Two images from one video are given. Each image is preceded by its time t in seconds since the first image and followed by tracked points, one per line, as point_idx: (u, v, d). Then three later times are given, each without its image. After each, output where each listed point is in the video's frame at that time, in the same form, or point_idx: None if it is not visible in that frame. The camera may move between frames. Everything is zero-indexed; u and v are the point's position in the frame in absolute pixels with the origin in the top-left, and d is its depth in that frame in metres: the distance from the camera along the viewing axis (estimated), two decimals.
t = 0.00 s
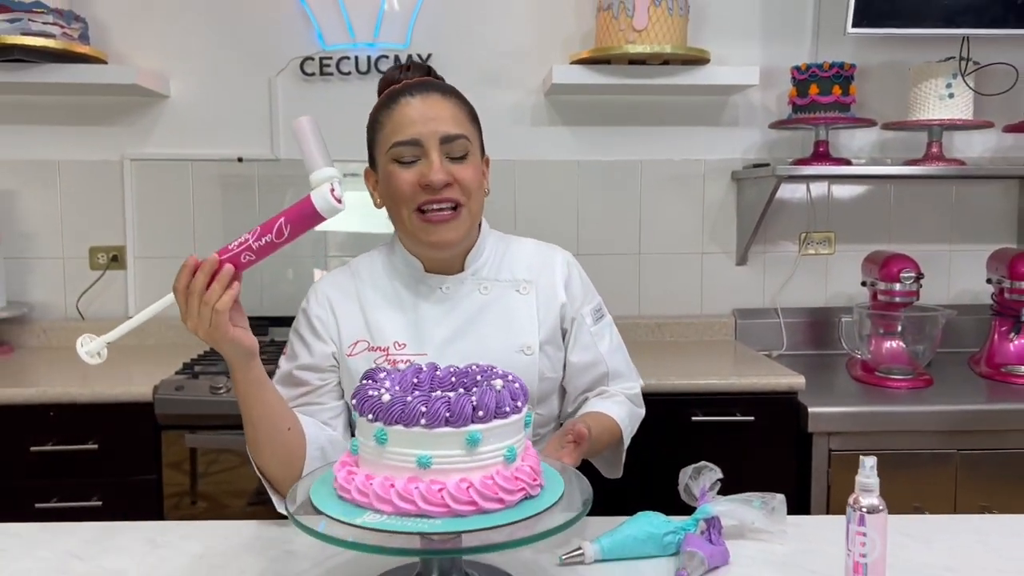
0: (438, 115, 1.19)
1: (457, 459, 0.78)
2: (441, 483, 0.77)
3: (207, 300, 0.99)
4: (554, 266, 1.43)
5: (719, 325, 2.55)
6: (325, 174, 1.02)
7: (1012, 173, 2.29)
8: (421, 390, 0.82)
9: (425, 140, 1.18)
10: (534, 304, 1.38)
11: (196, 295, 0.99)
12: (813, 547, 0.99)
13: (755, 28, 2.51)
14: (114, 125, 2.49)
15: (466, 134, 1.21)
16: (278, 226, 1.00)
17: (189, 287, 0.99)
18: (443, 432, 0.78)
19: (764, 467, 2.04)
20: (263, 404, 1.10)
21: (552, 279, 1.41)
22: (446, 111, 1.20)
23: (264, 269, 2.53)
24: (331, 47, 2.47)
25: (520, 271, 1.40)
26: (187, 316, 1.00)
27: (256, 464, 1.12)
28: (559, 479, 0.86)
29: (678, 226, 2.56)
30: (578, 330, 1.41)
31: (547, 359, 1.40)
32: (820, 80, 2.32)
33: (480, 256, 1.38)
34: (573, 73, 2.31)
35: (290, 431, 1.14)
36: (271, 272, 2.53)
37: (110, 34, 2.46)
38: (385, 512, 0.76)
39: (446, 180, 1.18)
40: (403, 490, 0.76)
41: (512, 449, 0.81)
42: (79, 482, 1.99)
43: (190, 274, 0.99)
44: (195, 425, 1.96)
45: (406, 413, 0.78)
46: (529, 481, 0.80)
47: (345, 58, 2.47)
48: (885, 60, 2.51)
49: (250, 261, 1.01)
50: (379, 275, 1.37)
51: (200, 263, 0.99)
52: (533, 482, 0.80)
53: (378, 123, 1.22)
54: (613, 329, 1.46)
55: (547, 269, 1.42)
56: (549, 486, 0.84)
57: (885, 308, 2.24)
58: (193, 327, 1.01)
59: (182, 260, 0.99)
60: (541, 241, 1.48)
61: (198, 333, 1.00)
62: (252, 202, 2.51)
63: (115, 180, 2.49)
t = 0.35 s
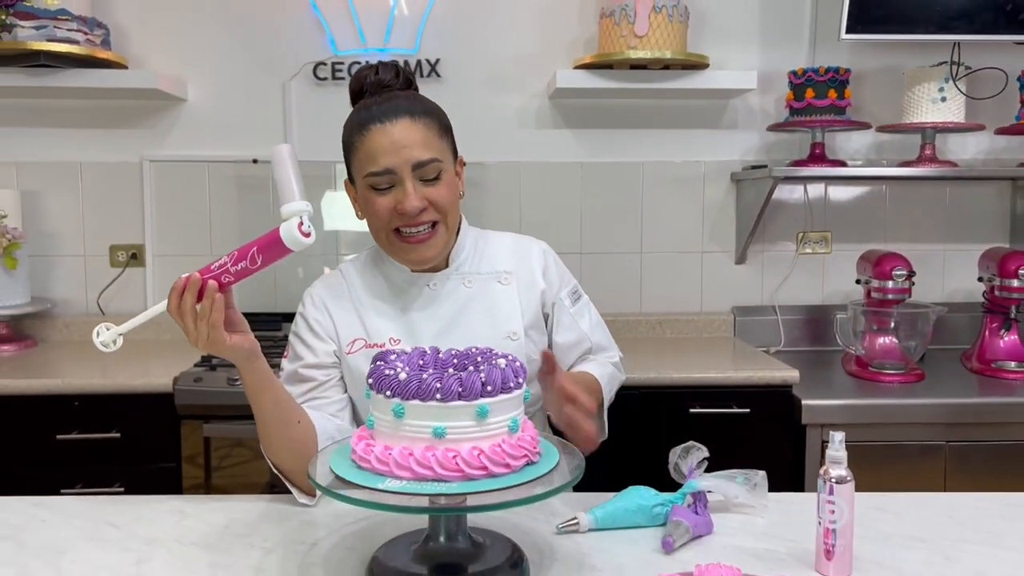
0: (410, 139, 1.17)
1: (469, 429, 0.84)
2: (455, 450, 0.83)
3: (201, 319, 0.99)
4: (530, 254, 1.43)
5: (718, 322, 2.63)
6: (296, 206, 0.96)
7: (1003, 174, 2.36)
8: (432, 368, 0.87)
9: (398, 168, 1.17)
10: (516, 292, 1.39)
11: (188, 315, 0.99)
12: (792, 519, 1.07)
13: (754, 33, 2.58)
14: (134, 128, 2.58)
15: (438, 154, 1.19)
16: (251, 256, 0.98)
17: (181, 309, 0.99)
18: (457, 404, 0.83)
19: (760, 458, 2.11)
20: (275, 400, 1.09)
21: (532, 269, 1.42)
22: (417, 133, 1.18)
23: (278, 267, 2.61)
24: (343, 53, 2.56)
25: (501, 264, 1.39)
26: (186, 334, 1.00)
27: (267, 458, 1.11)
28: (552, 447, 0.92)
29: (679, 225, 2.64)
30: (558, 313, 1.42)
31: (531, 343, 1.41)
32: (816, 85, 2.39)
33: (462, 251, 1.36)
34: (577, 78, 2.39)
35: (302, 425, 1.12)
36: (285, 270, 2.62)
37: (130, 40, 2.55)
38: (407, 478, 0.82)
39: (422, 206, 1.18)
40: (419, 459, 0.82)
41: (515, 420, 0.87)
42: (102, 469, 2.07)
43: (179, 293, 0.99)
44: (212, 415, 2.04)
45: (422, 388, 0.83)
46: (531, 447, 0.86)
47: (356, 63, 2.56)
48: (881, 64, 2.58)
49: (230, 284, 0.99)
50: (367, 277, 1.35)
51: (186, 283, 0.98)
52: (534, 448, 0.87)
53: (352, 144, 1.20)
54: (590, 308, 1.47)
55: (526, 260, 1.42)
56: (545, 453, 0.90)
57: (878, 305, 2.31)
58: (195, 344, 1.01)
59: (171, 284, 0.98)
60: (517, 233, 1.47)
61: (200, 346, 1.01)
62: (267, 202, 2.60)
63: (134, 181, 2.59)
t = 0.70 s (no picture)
0: (414, 135, 1.20)
1: (466, 418, 0.87)
2: (452, 436, 0.86)
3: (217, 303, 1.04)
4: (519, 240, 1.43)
5: (722, 317, 2.65)
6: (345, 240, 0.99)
7: (1005, 170, 2.37)
8: (431, 358, 0.90)
9: (400, 163, 1.19)
10: (507, 277, 1.39)
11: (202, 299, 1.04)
12: (783, 506, 1.10)
13: (758, 30, 2.60)
14: (145, 124, 2.62)
15: (439, 151, 1.22)
16: (289, 269, 1.00)
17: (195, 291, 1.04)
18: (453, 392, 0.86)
19: (761, 450, 2.13)
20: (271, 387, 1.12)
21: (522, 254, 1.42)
22: (420, 129, 1.20)
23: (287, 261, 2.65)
24: (350, 50, 2.59)
25: (490, 251, 1.40)
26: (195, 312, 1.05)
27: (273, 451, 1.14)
28: (547, 436, 0.95)
29: (683, 221, 2.66)
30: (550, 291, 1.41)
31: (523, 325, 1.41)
32: (819, 81, 2.41)
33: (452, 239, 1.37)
34: (581, 75, 2.41)
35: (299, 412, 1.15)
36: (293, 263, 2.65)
37: (142, 37, 2.59)
38: (405, 463, 0.85)
39: (421, 201, 1.21)
40: (419, 444, 0.85)
41: (510, 410, 0.90)
42: (115, 458, 2.12)
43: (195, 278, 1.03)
44: (222, 405, 2.08)
45: (421, 376, 0.86)
46: (525, 435, 0.89)
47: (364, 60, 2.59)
48: (884, 60, 2.60)
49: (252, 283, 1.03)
50: (362, 268, 1.36)
51: (210, 269, 1.03)
52: (527, 436, 0.90)
53: (353, 137, 1.23)
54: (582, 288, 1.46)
55: (515, 246, 1.42)
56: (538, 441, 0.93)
57: (879, 299, 2.34)
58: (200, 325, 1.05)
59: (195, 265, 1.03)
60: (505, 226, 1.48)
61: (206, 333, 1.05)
62: (275, 198, 2.63)
63: (145, 176, 2.63)
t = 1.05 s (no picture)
0: (404, 122, 1.20)
1: (454, 405, 0.86)
2: (440, 424, 0.86)
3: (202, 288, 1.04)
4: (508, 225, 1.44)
5: (729, 306, 2.64)
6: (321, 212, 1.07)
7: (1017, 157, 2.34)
8: (419, 344, 0.89)
9: (390, 148, 1.20)
10: (496, 260, 1.39)
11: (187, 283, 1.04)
12: (779, 496, 1.08)
13: (767, 16, 2.57)
14: (152, 112, 2.62)
15: (430, 137, 1.23)
16: (269, 245, 1.07)
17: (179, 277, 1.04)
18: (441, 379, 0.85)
19: (766, 439, 2.12)
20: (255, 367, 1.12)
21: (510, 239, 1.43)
22: (411, 115, 1.21)
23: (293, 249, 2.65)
24: (356, 38, 2.58)
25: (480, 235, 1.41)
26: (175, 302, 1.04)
27: (266, 435, 1.14)
28: (539, 424, 0.94)
29: (690, 209, 2.64)
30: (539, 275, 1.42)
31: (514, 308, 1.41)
32: (828, 67, 2.38)
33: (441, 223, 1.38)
34: (587, 62, 2.39)
35: (286, 395, 1.15)
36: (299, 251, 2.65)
37: (148, 26, 2.59)
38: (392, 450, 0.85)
39: (410, 186, 1.22)
40: (407, 432, 0.85)
41: (499, 397, 0.89)
42: (121, 445, 2.13)
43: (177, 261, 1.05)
44: (226, 393, 2.09)
45: (409, 363, 0.86)
46: (514, 423, 0.89)
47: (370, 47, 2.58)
48: (895, 46, 2.56)
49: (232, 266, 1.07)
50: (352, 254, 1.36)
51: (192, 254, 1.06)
52: (517, 424, 0.89)
53: (344, 121, 1.22)
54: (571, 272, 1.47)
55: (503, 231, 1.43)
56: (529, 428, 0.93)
57: (887, 288, 2.31)
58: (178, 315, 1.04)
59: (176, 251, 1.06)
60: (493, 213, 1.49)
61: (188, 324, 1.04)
62: (281, 186, 2.63)
63: (152, 164, 2.63)
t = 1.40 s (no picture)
0: (367, 87, 1.28)
1: (421, 406, 0.83)
2: (407, 426, 0.82)
3: (158, 316, 1.01)
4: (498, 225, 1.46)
5: (736, 298, 2.59)
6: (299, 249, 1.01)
7: None
8: (387, 342, 0.86)
9: (357, 110, 1.26)
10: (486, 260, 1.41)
11: (140, 309, 1.00)
12: (768, 499, 1.05)
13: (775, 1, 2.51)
14: (152, 102, 2.60)
15: (395, 102, 1.29)
16: (238, 276, 0.98)
17: (132, 300, 1.00)
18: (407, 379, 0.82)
19: (769, 434, 2.08)
20: (209, 391, 1.11)
21: (500, 240, 1.44)
22: (374, 83, 1.28)
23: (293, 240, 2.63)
24: (355, 26, 2.55)
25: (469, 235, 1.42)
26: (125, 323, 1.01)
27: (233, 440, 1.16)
28: (514, 426, 0.91)
29: (695, 199, 2.60)
30: (526, 284, 1.46)
31: (501, 311, 1.43)
32: (836, 54, 2.31)
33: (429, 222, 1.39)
34: (589, 49, 2.35)
35: (245, 408, 1.15)
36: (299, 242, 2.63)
37: (147, 15, 2.57)
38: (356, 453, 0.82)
39: (381, 143, 1.25)
40: (372, 433, 0.82)
41: (469, 398, 0.86)
42: (118, 437, 2.12)
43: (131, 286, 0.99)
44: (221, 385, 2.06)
45: (375, 363, 0.83)
46: (486, 425, 0.85)
47: (369, 36, 2.54)
48: (907, 32, 2.50)
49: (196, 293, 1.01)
50: (337, 250, 1.37)
51: (146, 275, 0.99)
52: (489, 425, 0.86)
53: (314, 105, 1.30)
54: (555, 281, 1.52)
55: (492, 231, 1.45)
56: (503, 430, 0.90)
57: (896, 280, 2.26)
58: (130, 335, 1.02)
59: (127, 271, 0.98)
60: (481, 208, 1.50)
61: (141, 346, 1.02)
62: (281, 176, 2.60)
63: (152, 154, 2.61)
